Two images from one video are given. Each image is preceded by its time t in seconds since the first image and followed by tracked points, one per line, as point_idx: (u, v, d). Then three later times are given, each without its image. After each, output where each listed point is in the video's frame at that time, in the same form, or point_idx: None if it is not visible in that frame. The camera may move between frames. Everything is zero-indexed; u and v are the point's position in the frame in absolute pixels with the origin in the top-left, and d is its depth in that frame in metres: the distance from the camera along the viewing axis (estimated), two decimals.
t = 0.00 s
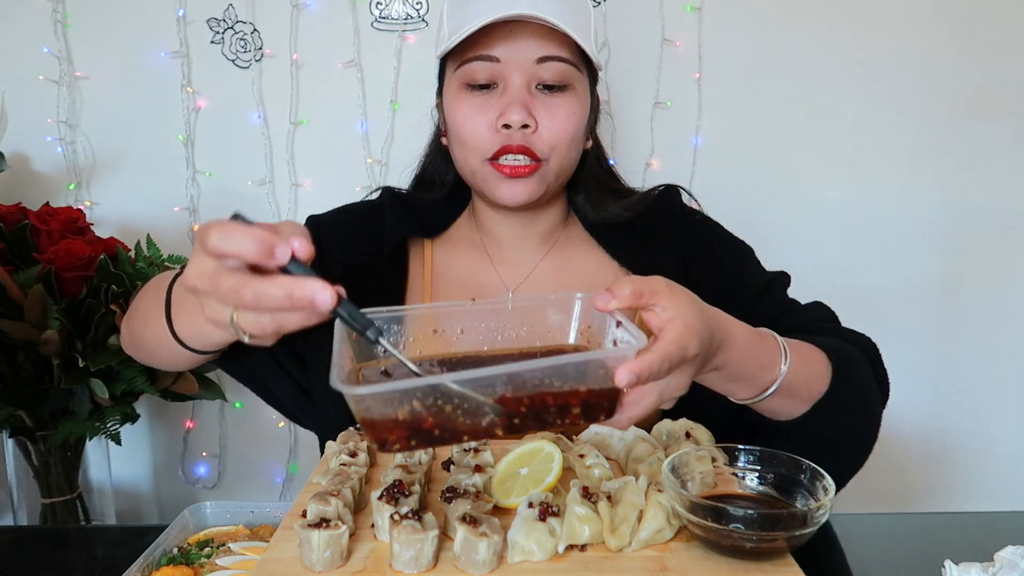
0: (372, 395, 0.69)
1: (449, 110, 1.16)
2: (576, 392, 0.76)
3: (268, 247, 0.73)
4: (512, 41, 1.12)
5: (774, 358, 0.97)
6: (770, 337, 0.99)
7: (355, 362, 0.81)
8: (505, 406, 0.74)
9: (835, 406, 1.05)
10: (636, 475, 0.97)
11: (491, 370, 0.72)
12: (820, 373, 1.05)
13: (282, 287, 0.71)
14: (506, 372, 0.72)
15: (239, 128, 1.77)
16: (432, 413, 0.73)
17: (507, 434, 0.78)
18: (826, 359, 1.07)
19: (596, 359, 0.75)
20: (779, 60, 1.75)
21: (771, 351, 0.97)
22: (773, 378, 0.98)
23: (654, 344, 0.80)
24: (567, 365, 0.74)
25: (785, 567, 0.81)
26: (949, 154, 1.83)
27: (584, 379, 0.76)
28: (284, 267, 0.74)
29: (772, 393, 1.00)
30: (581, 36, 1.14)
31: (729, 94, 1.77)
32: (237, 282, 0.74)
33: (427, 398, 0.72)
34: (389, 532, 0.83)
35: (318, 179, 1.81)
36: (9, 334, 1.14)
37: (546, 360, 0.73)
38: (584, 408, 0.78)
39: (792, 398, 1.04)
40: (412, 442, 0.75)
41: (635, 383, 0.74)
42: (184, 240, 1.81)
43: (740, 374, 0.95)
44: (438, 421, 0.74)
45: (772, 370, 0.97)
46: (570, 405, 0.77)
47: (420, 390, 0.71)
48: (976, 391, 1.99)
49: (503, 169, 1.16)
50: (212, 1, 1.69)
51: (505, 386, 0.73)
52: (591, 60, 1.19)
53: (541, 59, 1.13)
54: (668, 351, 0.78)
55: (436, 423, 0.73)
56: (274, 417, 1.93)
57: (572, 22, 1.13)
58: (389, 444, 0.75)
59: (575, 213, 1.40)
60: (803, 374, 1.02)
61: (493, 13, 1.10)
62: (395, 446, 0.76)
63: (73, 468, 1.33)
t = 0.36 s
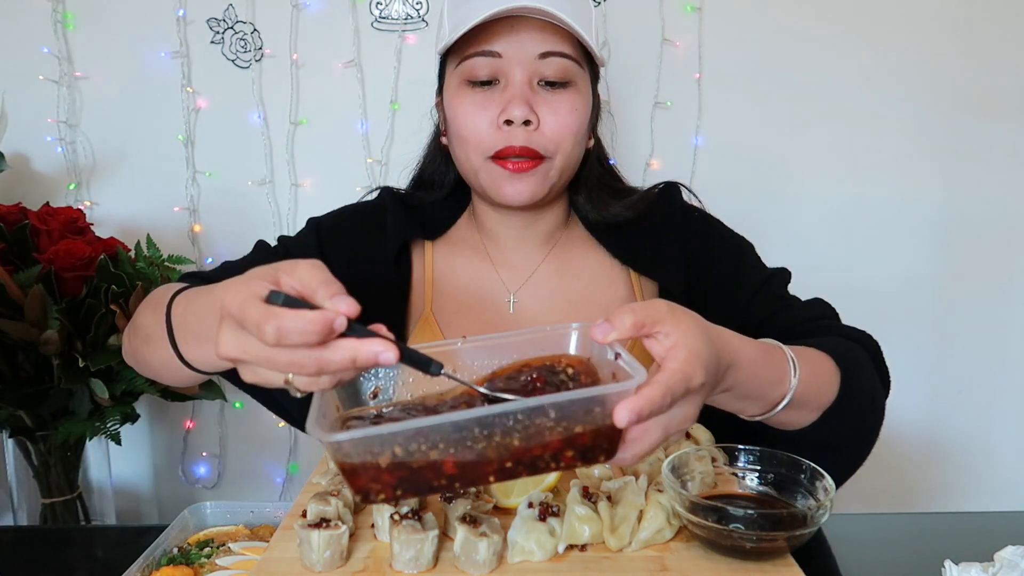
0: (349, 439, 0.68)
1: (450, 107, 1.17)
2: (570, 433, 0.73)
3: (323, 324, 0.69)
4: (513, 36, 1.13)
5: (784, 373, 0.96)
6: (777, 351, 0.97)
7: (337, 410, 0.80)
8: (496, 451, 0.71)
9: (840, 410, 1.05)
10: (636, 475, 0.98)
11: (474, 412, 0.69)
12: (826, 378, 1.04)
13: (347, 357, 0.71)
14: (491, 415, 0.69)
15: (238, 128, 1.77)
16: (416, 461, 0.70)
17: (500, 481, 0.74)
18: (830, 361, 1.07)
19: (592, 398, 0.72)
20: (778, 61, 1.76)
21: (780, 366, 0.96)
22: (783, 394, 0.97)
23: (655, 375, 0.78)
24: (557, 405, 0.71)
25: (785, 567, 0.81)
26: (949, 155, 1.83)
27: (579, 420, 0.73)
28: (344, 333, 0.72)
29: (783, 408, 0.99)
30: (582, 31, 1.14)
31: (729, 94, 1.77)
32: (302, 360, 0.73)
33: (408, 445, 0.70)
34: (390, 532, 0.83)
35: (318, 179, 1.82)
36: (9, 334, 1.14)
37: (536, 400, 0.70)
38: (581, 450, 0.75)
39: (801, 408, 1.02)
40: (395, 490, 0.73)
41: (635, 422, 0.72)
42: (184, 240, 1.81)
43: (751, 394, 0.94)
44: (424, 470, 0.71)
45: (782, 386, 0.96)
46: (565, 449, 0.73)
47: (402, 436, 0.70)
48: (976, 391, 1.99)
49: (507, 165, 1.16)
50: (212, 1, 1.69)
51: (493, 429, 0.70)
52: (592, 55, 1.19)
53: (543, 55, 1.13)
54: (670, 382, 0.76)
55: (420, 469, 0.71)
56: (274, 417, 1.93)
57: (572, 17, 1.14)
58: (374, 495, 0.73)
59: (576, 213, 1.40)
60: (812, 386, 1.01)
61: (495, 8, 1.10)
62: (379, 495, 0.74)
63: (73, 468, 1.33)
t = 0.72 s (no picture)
0: (347, 462, 0.67)
1: (450, 105, 1.17)
2: (571, 454, 0.73)
3: (257, 311, 0.76)
4: (514, 34, 1.13)
5: (787, 381, 0.96)
6: (781, 358, 0.97)
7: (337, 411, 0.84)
8: (495, 472, 0.71)
9: (840, 413, 1.04)
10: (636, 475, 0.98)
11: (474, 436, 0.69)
12: (829, 382, 1.04)
13: (295, 338, 0.76)
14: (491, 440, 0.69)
15: (239, 128, 1.77)
16: (414, 480, 0.70)
17: (496, 500, 0.74)
18: (832, 365, 1.07)
19: (597, 422, 0.71)
20: (778, 61, 1.75)
21: (784, 375, 0.95)
22: (787, 402, 0.97)
23: (661, 392, 0.77)
24: (561, 428, 0.70)
25: (785, 567, 0.81)
26: (949, 154, 1.83)
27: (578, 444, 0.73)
28: (285, 317, 0.78)
29: (786, 417, 0.99)
30: (582, 29, 1.15)
31: (729, 94, 1.77)
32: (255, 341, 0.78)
33: (408, 466, 0.69)
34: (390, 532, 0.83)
35: (318, 179, 1.82)
36: (9, 334, 1.14)
37: (538, 425, 0.70)
38: (582, 472, 0.75)
39: (803, 415, 1.02)
40: (392, 508, 0.73)
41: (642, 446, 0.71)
42: (184, 240, 1.82)
43: (754, 403, 0.93)
44: (423, 489, 0.71)
45: (786, 395, 0.96)
46: (564, 470, 0.73)
47: (401, 457, 0.69)
48: (976, 391, 1.99)
49: (506, 165, 1.16)
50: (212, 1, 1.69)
51: (494, 453, 0.70)
52: (593, 53, 1.20)
53: (544, 53, 1.13)
54: (676, 400, 0.75)
55: (418, 489, 0.71)
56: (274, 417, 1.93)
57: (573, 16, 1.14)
58: (370, 512, 0.73)
59: (577, 214, 1.40)
60: (815, 395, 1.01)
61: (495, 7, 1.11)
62: (376, 514, 0.74)
63: (73, 468, 1.33)
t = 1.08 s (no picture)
0: (343, 429, 0.67)
1: (455, 100, 1.16)
2: (569, 435, 0.73)
3: (223, 152, 0.76)
4: (521, 30, 1.13)
5: (786, 376, 0.96)
6: (780, 353, 0.98)
7: (336, 377, 0.88)
8: (493, 448, 0.71)
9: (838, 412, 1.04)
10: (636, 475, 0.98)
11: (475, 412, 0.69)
12: (828, 378, 1.05)
13: (244, 189, 0.74)
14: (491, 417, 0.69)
15: (239, 129, 1.77)
16: (410, 451, 0.70)
17: (488, 477, 0.74)
18: (831, 365, 1.07)
19: (599, 405, 0.72)
20: (778, 61, 1.75)
21: (783, 370, 0.95)
22: (785, 397, 0.97)
23: (663, 379, 0.77)
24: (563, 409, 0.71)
25: (785, 568, 0.81)
26: (949, 154, 1.83)
27: (577, 431, 0.73)
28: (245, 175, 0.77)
29: (784, 412, 0.99)
30: (588, 25, 1.16)
31: (728, 94, 1.77)
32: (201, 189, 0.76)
33: (405, 437, 0.69)
34: (389, 532, 0.83)
35: (319, 180, 1.82)
36: (9, 333, 1.14)
37: (539, 404, 0.70)
38: (577, 453, 0.75)
39: (800, 412, 1.02)
40: (385, 478, 0.73)
41: (641, 435, 0.70)
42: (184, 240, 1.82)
43: (753, 397, 0.93)
44: (419, 461, 0.71)
45: (783, 390, 0.96)
46: (559, 450, 0.73)
47: (398, 428, 0.69)
48: (976, 391, 1.99)
49: (510, 159, 1.15)
50: (212, 1, 1.69)
51: (492, 431, 0.70)
52: (598, 51, 1.21)
53: (550, 49, 1.14)
54: (676, 388, 0.74)
55: (415, 460, 0.71)
56: (274, 417, 1.93)
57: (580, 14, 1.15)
58: (364, 482, 0.73)
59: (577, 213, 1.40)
60: (813, 388, 1.02)
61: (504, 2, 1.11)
62: (370, 482, 0.73)
63: (73, 468, 1.33)
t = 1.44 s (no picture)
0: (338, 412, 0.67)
1: (458, 101, 1.16)
2: (561, 422, 0.72)
3: (250, 105, 0.77)
4: (523, 32, 1.13)
5: (781, 372, 0.96)
6: (776, 349, 0.98)
7: (336, 363, 0.88)
8: (486, 434, 0.71)
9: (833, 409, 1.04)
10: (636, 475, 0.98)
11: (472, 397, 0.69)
12: (824, 375, 1.05)
13: (263, 142, 0.75)
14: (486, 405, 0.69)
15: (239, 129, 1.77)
16: (407, 434, 0.70)
17: (481, 462, 0.74)
18: (830, 365, 1.07)
19: (595, 395, 0.71)
20: (778, 60, 1.75)
21: (778, 365, 0.95)
22: (780, 393, 0.97)
23: (656, 370, 0.76)
24: (556, 398, 0.70)
25: (785, 568, 0.81)
26: (949, 154, 1.83)
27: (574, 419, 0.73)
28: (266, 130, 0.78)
29: (778, 408, 0.99)
30: (590, 27, 1.16)
31: (728, 94, 1.77)
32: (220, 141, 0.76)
33: (401, 420, 0.69)
34: (389, 532, 0.83)
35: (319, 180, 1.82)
36: (8, 333, 1.14)
37: (536, 392, 0.70)
38: (569, 440, 0.74)
39: (797, 408, 1.02)
40: (380, 462, 0.73)
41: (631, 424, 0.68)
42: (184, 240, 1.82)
43: (748, 391, 0.93)
44: (413, 445, 0.71)
45: (779, 387, 0.96)
46: (552, 438, 0.73)
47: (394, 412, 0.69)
48: (977, 391, 1.99)
49: (511, 157, 1.15)
50: (212, 1, 1.69)
51: (487, 417, 0.70)
52: (600, 52, 1.21)
53: (552, 51, 1.14)
54: (668, 378, 0.74)
55: (410, 446, 0.71)
56: (274, 417, 1.93)
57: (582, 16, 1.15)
58: (359, 464, 0.72)
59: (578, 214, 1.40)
60: (808, 386, 1.01)
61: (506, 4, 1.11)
62: (364, 466, 0.73)
63: (73, 468, 1.33)
